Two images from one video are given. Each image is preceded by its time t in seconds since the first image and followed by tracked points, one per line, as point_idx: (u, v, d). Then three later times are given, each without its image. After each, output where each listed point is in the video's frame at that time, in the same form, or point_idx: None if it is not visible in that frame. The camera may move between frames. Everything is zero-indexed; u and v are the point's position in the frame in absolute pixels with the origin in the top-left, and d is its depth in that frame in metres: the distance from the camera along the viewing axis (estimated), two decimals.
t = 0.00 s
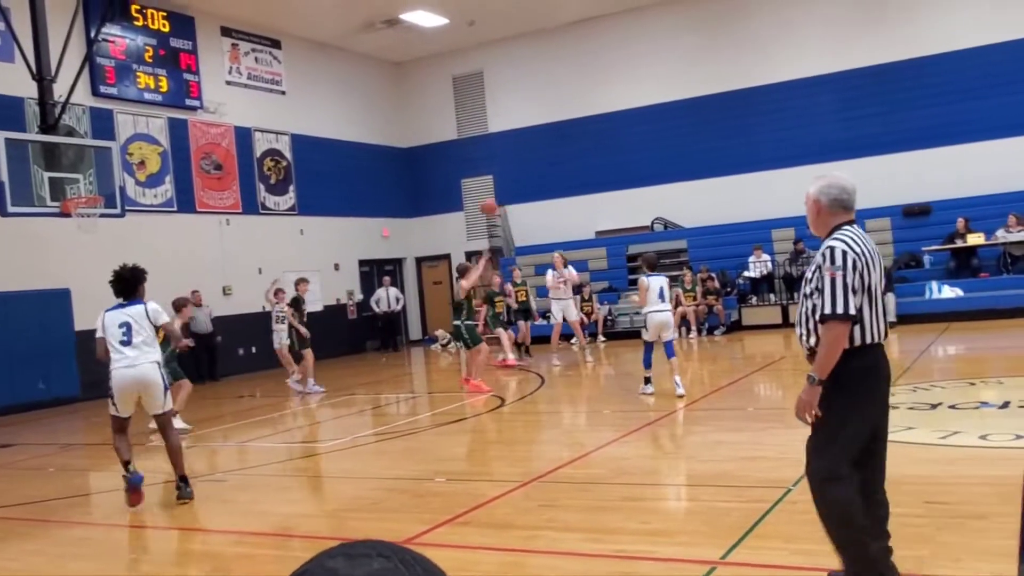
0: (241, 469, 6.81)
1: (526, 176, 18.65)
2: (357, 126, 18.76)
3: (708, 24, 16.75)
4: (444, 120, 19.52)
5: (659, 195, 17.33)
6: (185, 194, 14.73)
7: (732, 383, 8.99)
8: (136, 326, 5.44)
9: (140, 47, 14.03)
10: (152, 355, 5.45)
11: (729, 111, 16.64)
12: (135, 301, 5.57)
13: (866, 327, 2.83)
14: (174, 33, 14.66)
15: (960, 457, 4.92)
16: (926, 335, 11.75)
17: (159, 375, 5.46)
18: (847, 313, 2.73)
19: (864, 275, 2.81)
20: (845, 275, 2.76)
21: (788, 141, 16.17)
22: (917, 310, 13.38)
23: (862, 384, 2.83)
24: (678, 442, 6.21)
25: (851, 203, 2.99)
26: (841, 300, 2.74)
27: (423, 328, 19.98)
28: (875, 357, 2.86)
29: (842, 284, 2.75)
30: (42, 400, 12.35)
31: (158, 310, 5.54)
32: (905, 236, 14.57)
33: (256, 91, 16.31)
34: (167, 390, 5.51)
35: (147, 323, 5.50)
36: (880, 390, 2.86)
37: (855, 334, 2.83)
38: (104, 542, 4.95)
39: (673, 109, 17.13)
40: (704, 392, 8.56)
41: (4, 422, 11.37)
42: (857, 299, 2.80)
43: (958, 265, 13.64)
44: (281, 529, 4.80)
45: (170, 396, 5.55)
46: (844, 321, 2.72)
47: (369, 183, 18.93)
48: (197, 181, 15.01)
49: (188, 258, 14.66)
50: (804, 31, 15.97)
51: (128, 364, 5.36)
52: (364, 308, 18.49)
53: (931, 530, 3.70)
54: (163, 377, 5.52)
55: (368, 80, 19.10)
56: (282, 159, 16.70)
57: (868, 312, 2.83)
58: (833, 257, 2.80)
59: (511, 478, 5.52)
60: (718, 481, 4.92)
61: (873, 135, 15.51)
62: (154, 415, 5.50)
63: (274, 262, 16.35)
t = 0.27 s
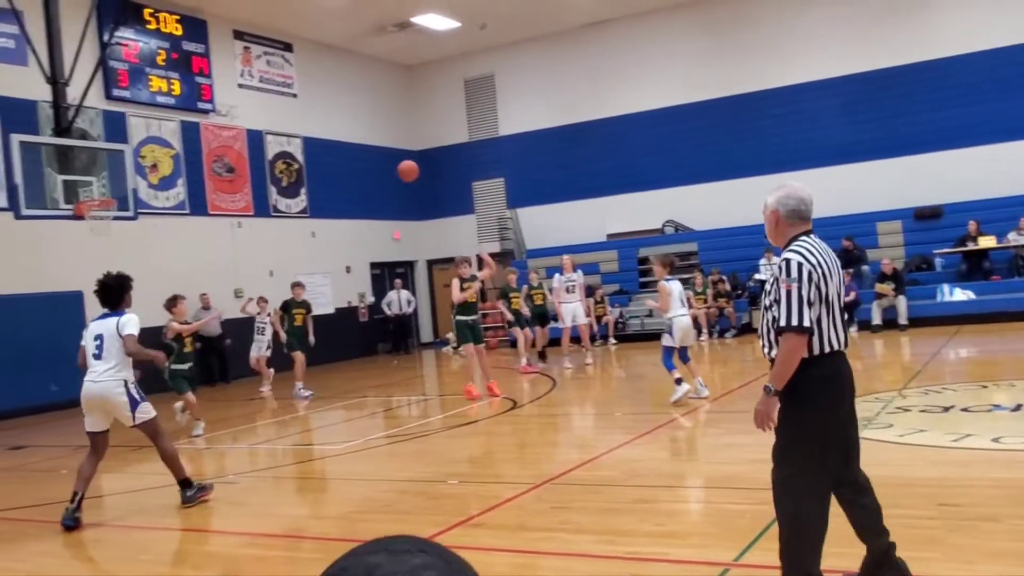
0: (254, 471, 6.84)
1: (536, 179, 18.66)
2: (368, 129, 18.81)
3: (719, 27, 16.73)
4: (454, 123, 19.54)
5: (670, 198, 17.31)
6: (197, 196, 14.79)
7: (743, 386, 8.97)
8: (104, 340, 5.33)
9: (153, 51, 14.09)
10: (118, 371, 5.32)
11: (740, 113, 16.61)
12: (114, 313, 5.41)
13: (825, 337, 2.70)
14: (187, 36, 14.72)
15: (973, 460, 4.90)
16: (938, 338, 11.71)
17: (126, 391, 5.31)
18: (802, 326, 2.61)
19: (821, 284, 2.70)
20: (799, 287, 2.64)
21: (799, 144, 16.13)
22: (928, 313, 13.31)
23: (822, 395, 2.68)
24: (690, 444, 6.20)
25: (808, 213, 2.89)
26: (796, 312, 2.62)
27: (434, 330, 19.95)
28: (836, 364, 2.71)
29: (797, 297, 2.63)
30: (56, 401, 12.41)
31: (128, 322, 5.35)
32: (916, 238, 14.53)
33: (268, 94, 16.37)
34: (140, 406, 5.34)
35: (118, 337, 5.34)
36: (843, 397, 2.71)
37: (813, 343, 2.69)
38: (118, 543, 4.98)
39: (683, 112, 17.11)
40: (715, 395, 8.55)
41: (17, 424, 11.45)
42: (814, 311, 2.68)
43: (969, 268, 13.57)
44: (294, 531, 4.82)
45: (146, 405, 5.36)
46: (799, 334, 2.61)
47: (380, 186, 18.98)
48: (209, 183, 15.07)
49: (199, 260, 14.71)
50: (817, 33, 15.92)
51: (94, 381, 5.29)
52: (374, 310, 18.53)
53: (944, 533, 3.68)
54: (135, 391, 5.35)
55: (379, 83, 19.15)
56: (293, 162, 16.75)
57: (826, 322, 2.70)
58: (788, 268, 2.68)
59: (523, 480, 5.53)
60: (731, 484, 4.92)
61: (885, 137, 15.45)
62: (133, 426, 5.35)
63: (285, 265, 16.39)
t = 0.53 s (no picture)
0: (290, 468, 6.90)
1: (570, 178, 18.64)
2: (403, 130, 18.90)
3: (754, 25, 16.58)
4: (488, 123, 19.57)
5: (705, 197, 17.19)
6: (235, 196, 14.96)
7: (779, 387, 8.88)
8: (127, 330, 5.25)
9: (192, 52, 14.27)
10: (138, 364, 5.25)
11: (775, 112, 16.46)
12: (131, 304, 5.32)
13: (815, 337, 2.72)
14: (225, 38, 14.89)
15: (1016, 463, 4.82)
16: (979, 339, 11.51)
17: (145, 385, 5.25)
18: (791, 326, 2.63)
19: (810, 285, 2.72)
20: (789, 287, 2.67)
21: (835, 143, 15.94)
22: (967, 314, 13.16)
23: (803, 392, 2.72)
24: (725, 444, 6.16)
25: (795, 213, 2.90)
26: (785, 312, 2.65)
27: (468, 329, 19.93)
28: (823, 366, 2.73)
29: (787, 297, 2.66)
30: (97, 398, 12.63)
31: (152, 312, 5.25)
32: (956, 238, 14.30)
33: (304, 94, 16.51)
34: (155, 401, 5.29)
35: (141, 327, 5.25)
36: (825, 401, 2.72)
37: (800, 344, 2.71)
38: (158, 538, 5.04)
39: (718, 111, 16.99)
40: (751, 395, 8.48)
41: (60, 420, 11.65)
42: (803, 311, 2.71)
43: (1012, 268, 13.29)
44: (329, 528, 4.86)
45: (159, 404, 5.33)
46: (788, 334, 2.63)
47: (414, 186, 19.07)
48: (247, 183, 15.24)
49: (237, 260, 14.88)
50: (854, 30, 15.71)
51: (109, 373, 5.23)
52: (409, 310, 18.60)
53: (985, 536, 3.63)
54: (152, 386, 5.29)
55: (413, 84, 19.23)
56: (329, 162, 16.89)
57: (817, 324, 2.72)
58: (777, 269, 2.71)
59: (557, 480, 5.52)
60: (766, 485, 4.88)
61: (924, 136, 15.21)
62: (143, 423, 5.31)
63: (321, 264, 16.53)
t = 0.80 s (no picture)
0: (384, 460, 7.04)
1: (661, 173, 18.45)
2: (494, 127, 19.02)
3: (852, 13, 16.09)
4: (579, 118, 19.52)
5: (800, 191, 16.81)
6: (331, 194, 15.31)
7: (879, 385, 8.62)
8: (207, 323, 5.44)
9: (289, 54, 14.65)
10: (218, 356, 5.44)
11: (874, 102, 15.96)
12: (208, 299, 5.52)
13: (863, 344, 2.66)
14: (321, 39, 15.23)
15: None
16: None
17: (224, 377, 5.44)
18: (834, 334, 2.61)
19: (856, 290, 2.68)
20: (833, 292, 2.64)
21: (938, 133, 15.34)
22: None
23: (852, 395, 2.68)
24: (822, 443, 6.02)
25: (835, 217, 2.85)
26: (829, 319, 2.62)
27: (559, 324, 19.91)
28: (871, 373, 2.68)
29: (829, 303, 2.63)
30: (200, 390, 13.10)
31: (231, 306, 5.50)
32: None
33: (397, 92, 16.76)
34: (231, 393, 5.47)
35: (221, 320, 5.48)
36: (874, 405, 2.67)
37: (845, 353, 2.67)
38: (258, 525, 5.22)
39: (814, 103, 16.59)
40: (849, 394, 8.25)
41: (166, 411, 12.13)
42: (850, 318, 2.67)
43: None
44: (422, 519, 4.95)
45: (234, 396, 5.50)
46: (828, 340, 2.61)
47: (505, 182, 19.17)
48: (342, 181, 15.58)
49: (332, 256, 15.22)
50: (959, 15, 15.09)
51: (190, 363, 5.37)
52: (500, 305, 18.72)
53: None
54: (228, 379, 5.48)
55: (504, 81, 19.33)
56: (421, 159, 17.11)
57: (866, 330, 2.68)
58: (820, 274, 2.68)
59: (649, 476, 5.49)
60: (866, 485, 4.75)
61: None
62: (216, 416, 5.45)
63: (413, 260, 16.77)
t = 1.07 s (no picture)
0: (503, 452, 7.13)
1: (782, 163, 18.00)
2: (610, 120, 18.92)
3: None
4: (696, 109, 19.21)
5: (932, 180, 16.14)
6: (449, 190, 15.56)
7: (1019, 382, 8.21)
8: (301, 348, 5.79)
9: (409, 53, 14.96)
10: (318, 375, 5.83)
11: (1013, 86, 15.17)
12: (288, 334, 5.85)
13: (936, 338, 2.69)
14: (440, 38, 15.46)
15: None
16: None
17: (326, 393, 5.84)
18: (919, 326, 2.61)
19: (932, 283, 2.69)
20: (914, 284, 2.65)
21: None
22: None
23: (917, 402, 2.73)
24: (957, 443, 5.78)
25: (905, 210, 2.88)
26: (912, 311, 2.62)
27: (676, 318, 19.65)
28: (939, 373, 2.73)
29: (912, 294, 2.64)
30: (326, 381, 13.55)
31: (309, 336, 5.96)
32: None
33: (514, 88, 16.87)
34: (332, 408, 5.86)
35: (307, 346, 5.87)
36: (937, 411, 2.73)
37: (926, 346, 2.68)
38: (383, 513, 5.38)
39: (946, 88, 15.88)
40: (986, 391, 7.89)
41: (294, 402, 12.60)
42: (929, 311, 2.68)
43: None
44: (543, 511, 5.00)
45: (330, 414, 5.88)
46: (916, 332, 2.61)
47: (621, 175, 19.06)
48: (460, 177, 15.81)
49: (451, 251, 15.46)
50: None
51: (299, 382, 5.66)
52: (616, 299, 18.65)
53: None
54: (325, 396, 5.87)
55: (620, 73, 19.19)
56: (538, 154, 17.19)
57: (939, 324, 2.70)
58: (900, 265, 2.68)
59: (773, 473, 5.39)
60: (1005, 487, 4.55)
61: None
62: (313, 429, 5.77)
63: (530, 255, 16.87)
